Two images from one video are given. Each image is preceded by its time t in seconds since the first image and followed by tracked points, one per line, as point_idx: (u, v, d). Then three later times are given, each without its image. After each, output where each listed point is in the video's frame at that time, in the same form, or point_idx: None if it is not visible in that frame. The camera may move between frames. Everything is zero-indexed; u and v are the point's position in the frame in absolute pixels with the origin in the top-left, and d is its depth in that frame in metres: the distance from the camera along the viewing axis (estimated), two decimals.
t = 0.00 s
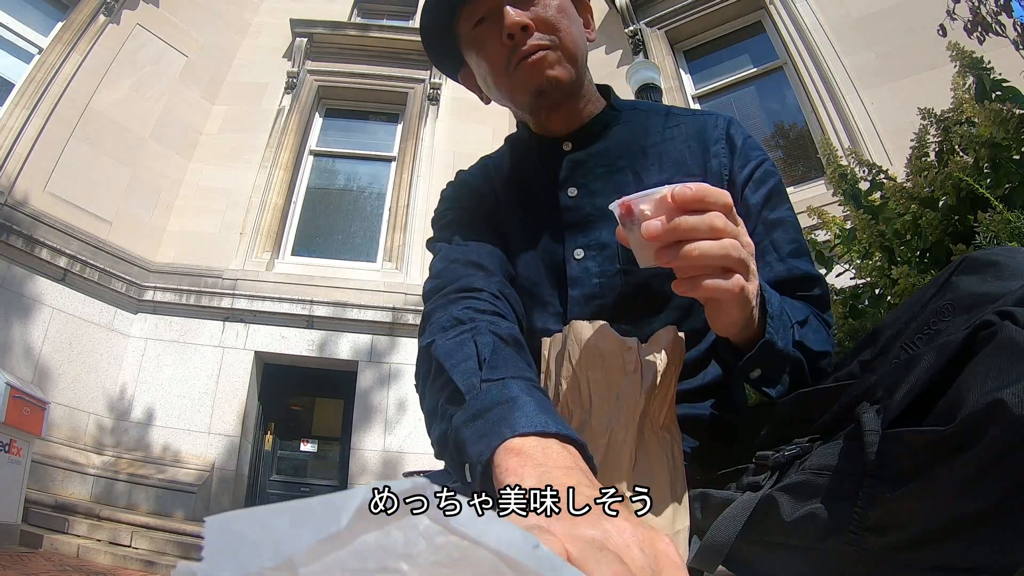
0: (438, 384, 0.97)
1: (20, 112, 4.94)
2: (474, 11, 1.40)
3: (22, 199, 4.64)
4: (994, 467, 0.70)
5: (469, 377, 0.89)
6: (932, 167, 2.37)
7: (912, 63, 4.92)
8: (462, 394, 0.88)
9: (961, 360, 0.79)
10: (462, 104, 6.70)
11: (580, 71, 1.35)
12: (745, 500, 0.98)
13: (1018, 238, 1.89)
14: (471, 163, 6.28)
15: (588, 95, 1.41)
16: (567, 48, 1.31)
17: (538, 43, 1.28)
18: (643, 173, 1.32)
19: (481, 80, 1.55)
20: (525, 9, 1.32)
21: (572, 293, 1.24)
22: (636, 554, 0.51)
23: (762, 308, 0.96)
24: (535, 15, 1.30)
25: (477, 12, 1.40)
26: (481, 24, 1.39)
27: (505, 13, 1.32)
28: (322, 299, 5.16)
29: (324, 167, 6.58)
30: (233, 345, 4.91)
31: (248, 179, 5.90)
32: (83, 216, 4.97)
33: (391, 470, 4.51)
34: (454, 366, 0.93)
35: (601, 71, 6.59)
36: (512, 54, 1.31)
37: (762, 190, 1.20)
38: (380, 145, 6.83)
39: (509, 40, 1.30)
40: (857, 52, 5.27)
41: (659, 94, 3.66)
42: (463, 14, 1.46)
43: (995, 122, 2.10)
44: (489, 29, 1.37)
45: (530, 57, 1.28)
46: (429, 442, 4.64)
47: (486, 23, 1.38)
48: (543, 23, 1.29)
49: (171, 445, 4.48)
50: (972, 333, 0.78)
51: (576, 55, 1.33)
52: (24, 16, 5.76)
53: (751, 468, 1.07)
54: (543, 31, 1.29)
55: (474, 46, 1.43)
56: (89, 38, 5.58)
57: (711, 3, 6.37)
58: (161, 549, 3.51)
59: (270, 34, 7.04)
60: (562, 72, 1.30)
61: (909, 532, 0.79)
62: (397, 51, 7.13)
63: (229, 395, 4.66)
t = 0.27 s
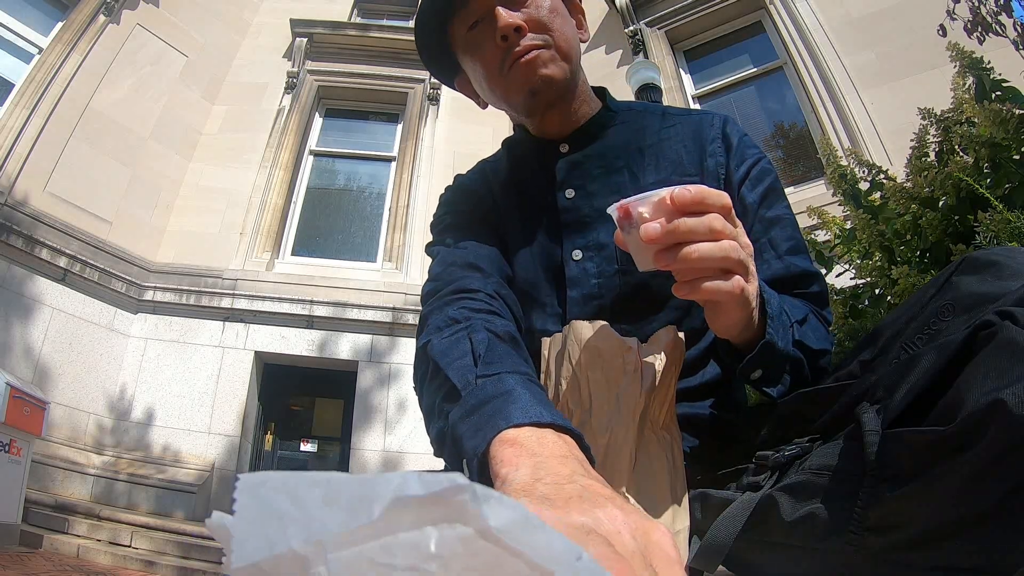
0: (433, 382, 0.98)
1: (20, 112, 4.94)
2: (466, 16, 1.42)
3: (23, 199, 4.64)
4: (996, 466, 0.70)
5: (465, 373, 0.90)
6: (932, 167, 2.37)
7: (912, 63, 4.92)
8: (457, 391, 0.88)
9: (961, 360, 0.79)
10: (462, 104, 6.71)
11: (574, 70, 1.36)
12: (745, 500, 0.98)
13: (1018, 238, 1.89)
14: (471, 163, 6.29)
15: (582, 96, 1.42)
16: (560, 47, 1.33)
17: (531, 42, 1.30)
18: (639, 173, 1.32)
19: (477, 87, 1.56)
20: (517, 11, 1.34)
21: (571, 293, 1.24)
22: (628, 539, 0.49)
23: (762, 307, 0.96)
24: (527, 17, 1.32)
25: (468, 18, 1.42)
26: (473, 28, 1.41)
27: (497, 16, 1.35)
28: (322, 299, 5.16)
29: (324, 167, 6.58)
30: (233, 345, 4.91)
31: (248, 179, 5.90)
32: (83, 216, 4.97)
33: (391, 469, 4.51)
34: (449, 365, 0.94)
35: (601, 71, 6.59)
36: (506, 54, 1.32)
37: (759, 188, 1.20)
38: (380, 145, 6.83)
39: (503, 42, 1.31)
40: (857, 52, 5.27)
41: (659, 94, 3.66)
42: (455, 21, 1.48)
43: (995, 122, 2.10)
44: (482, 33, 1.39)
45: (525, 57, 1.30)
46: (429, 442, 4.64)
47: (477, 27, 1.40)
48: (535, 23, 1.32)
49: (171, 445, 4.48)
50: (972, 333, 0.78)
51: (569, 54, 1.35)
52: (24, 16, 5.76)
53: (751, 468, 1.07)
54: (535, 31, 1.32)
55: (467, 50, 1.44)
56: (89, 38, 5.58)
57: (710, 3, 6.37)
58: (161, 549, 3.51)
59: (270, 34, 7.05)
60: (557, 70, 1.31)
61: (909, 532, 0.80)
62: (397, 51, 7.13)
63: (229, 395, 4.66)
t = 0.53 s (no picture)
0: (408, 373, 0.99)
1: (20, 112, 4.94)
2: (479, 19, 1.41)
3: (23, 199, 4.64)
4: (997, 465, 0.70)
5: (438, 349, 0.92)
6: (932, 166, 2.37)
7: (912, 63, 4.92)
8: (432, 365, 0.91)
9: (961, 360, 0.79)
10: (462, 104, 6.71)
11: (581, 82, 1.36)
12: (745, 500, 0.98)
13: (1018, 238, 1.89)
14: (471, 163, 6.29)
15: (586, 105, 1.42)
16: (569, 59, 1.32)
17: (541, 53, 1.28)
18: (638, 176, 1.33)
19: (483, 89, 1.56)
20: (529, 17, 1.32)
21: (570, 295, 1.25)
22: (577, 413, 0.58)
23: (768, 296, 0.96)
24: (538, 25, 1.31)
25: (481, 21, 1.41)
26: (484, 32, 1.40)
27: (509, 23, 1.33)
28: (322, 299, 5.16)
29: (324, 167, 6.58)
30: (233, 345, 4.91)
31: (248, 179, 5.90)
32: (83, 216, 4.97)
33: (391, 469, 4.51)
34: (423, 345, 0.96)
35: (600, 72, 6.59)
36: (516, 62, 1.30)
37: (758, 190, 1.20)
38: (380, 145, 6.83)
39: (513, 49, 1.30)
40: (857, 52, 5.27)
41: (659, 94, 3.66)
42: (466, 22, 1.46)
43: (995, 122, 2.10)
44: (492, 38, 1.37)
45: (534, 66, 1.28)
46: (429, 442, 4.64)
47: (489, 32, 1.38)
48: (546, 33, 1.30)
49: (171, 445, 4.48)
50: (972, 333, 0.78)
51: (577, 66, 1.34)
52: (24, 16, 5.76)
53: (752, 468, 1.07)
54: (545, 41, 1.30)
55: (477, 53, 1.43)
56: (89, 38, 5.58)
57: (710, 3, 6.37)
58: (161, 549, 3.51)
59: (270, 35, 7.05)
60: (564, 82, 1.31)
61: (909, 532, 0.79)
62: (397, 51, 7.13)
63: (229, 395, 4.66)
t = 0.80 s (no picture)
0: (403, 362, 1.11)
1: (20, 112, 4.93)
2: (508, 20, 1.42)
3: (22, 199, 4.64)
4: (997, 466, 0.70)
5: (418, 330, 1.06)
6: (932, 167, 2.37)
7: (911, 63, 4.93)
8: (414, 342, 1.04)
9: (961, 359, 0.80)
10: (462, 104, 6.71)
11: (593, 102, 1.39)
12: (745, 500, 0.98)
13: (1018, 238, 1.89)
14: (471, 163, 6.29)
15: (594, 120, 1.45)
16: (585, 79, 1.34)
17: (559, 69, 1.30)
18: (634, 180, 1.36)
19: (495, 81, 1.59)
20: (556, 32, 1.33)
21: (566, 297, 1.28)
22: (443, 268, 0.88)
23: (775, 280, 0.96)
24: (563, 39, 1.32)
25: (511, 22, 1.41)
26: (511, 34, 1.40)
27: (536, 31, 1.34)
28: (322, 299, 5.16)
29: (324, 167, 6.58)
30: (233, 345, 4.92)
31: (248, 179, 5.90)
32: (83, 216, 4.97)
33: (391, 469, 4.50)
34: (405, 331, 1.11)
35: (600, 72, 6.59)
36: (533, 71, 1.33)
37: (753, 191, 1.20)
38: (380, 145, 6.83)
39: (534, 58, 1.32)
40: (857, 52, 5.27)
41: (659, 95, 3.67)
42: (497, 20, 1.48)
43: (994, 122, 2.09)
44: (517, 42, 1.39)
45: (549, 80, 1.31)
46: (429, 442, 4.64)
47: (515, 35, 1.39)
48: (570, 49, 1.32)
49: (171, 445, 4.48)
50: (973, 333, 0.78)
51: (592, 86, 1.36)
52: (24, 16, 5.76)
53: (752, 468, 1.07)
54: (567, 56, 1.32)
55: (497, 52, 1.44)
56: (89, 38, 5.58)
57: (711, 3, 6.36)
58: (161, 549, 3.51)
59: (271, 34, 7.05)
60: (574, 101, 1.34)
61: (908, 532, 0.80)
62: (397, 51, 7.13)
63: (229, 395, 4.67)
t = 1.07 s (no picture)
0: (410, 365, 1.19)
1: (20, 112, 4.92)
2: (510, 26, 1.50)
3: (22, 199, 4.64)
4: (998, 465, 0.70)
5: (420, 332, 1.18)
6: (933, 167, 2.37)
7: (911, 64, 4.93)
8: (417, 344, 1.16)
9: (961, 360, 0.80)
10: (462, 104, 6.72)
11: (590, 106, 1.47)
12: (745, 500, 0.98)
13: (1018, 237, 1.89)
14: (471, 163, 6.30)
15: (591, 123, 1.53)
16: (584, 83, 1.42)
17: (558, 74, 1.39)
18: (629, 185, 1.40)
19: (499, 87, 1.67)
20: (556, 39, 1.41)
21: (562, 300, 1.32)
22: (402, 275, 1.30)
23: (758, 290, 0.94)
24: (562, 45, 1.40)
25: (513, 28, 1.49)
26: (513, 39, 1.48)
27: (537, 37, 1.43)
28: (322, 299, 5.16)
29: (324, 167, 6.58)
30: (233, 345, 4.91)
31: (248, 179, 5.90)
32: (82, 216, 4.96)
33: (391, 469, 4.50)
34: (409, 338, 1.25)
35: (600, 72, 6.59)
36: (534, 75, 1.41)
37: (748, 190, 1.22)
38: (380, 145, 6.83)
39: (533, 64, 1.40)
40: (857, 52, 5.27)
41: (659, 95, 3.67)
42: (501, 25, 1.55)
43: (994, 121, 2.09)
44: (518, 47, 1.47)
45: (548, 84, 1.39)
46: (429, 442, 4.64)
47: (517, 40, 1.47)
48: (568, 55, 1.40)
49: (171, 445, 4.48)
50: (972, 333, 0.79)
51: (591, 89, 1.44)
52: (23, 16, 5.75)
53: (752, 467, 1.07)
54: (566, 62, 1.40)
55: (500, 55, 1.52)
56: (89, 38, 5.57)
57: (711, 3, 6.37)
58: (161, 549, 3.51)
59: (271, 35, 7.05)
60: (573, 104, 1.42)
61: (909, 533, 0.80)
62: (397, 50, 7.13)
63: (229, 395, 4.67)
